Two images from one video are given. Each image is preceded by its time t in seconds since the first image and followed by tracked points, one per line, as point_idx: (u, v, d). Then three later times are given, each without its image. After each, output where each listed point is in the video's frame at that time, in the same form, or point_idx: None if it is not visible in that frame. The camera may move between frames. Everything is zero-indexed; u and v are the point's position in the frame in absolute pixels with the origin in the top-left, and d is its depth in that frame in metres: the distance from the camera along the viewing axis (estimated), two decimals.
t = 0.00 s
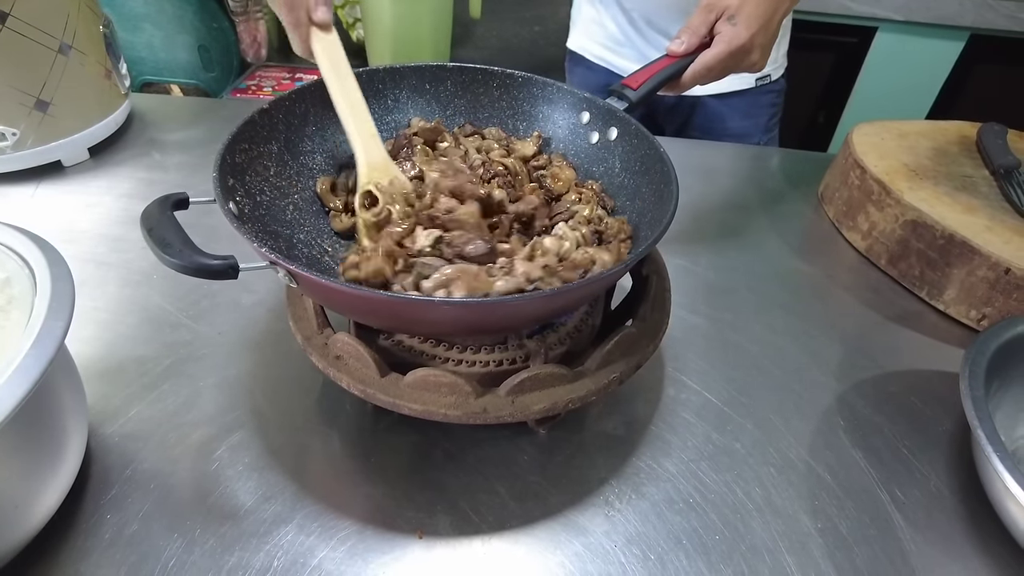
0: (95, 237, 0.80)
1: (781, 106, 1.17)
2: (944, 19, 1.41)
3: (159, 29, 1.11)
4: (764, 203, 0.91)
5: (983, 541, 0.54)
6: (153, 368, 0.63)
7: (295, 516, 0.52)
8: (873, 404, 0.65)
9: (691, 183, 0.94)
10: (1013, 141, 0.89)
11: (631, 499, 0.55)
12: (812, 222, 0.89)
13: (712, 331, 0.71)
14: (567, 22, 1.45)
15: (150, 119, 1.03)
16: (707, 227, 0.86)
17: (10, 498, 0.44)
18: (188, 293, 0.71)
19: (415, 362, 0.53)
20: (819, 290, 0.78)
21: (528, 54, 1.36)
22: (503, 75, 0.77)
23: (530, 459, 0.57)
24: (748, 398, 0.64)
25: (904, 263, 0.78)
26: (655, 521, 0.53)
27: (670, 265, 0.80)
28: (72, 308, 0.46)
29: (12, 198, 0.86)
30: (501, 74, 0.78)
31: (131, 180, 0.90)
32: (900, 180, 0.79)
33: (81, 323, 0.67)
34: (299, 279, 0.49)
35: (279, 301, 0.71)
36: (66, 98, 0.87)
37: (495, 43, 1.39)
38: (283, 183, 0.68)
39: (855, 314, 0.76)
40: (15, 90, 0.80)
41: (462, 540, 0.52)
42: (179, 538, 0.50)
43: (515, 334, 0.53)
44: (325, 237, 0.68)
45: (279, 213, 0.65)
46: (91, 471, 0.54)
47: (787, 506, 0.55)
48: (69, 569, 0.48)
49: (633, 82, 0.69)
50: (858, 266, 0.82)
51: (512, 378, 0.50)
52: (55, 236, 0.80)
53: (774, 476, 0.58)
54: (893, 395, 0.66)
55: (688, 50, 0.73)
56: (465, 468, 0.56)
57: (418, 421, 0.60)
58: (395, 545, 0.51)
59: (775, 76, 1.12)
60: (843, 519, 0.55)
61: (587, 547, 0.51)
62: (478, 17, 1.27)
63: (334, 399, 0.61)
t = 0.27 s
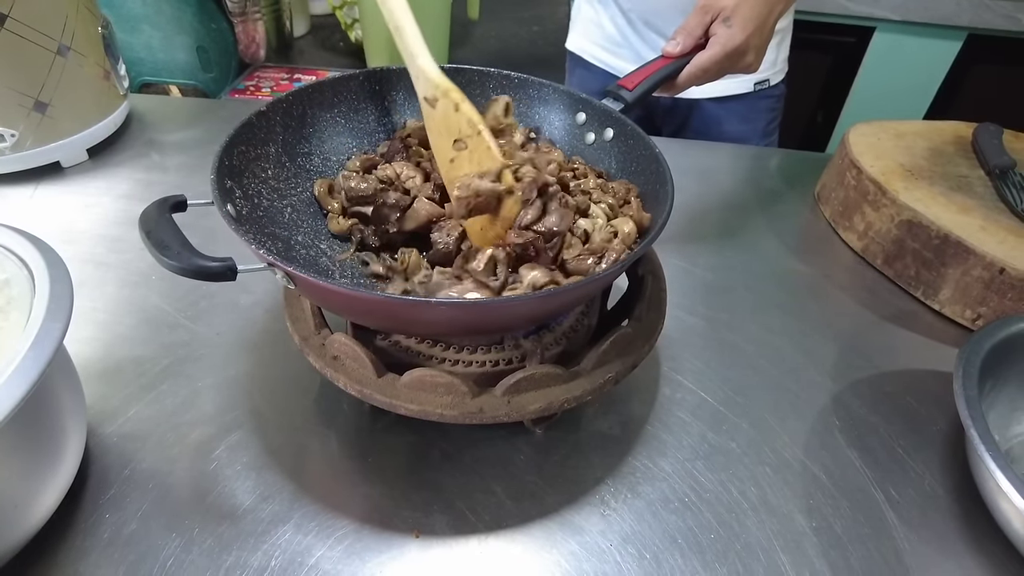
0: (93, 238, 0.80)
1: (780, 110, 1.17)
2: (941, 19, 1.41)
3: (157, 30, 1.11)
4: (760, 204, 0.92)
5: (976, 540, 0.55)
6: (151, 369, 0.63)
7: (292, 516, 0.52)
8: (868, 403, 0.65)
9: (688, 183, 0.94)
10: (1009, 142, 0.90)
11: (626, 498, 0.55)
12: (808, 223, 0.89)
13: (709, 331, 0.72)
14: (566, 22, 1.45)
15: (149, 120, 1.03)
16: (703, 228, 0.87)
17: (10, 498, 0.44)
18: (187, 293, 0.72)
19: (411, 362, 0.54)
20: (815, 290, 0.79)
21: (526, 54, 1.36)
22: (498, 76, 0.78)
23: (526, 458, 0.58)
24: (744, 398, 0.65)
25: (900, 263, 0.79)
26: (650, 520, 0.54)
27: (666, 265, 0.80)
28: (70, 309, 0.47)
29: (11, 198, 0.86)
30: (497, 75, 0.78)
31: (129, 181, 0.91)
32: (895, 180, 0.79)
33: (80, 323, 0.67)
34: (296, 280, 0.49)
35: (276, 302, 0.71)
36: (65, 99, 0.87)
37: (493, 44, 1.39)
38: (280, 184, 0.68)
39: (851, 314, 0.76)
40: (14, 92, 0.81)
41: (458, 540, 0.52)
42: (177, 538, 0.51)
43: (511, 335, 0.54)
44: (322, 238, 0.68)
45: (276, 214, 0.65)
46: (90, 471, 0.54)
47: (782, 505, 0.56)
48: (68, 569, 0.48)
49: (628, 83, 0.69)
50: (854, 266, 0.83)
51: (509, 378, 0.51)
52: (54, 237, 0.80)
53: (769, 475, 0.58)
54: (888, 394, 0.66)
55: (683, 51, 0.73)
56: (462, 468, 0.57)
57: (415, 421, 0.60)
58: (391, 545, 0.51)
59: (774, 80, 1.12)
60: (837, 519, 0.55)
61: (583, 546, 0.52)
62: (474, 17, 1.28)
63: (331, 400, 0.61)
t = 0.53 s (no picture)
0: (92, 239, 0.80)
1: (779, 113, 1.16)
2: (940, 19, 1.41)
3: (156, 31, 1.11)
4: (759, 204, 0.92)
5: (974, 539, 0.55)
6: (150, 369, 0.63)
7: (291, 516, 0.53)
8: (865, 403, 0.65)
9: (686, 183, 0.94)
10: (1006, 142, 0.90)
11: (624, 498, 0.55)
12: (806, 223, 0.89)
13: (706, 332, 0.72)
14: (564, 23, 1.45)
15: (148, 121, 1.03)
16: (702, 228, 0.87)
17: (9, 499, 0.44)
18: (185, 294, 0.72)
19: (410, 363, 0.54)
20: (813, 290, 0.79)
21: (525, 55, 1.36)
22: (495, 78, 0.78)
23: (524, 459, 0.58)
24: (741, 398, 0.65)
25: (898, 264, 0.79)
26: (649, 520, 0.54)
27: (664, 266, 0.80)
28: (69, 310, 0.47)
29: (9, 200, 0.86)
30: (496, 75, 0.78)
31: (128, 182, 0.91)
32: (893, 180, 0.80)
33: (79, 324, 0.68)
34: (292, 280, 0.49)
35: (275, 303, 0.71)
36: (63, 100, 0.87)
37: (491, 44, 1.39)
38: (278, 184, 0.68)
39: (849, 314, 0.76)
40: (12, 93, 0.81)
41: (457, 540, 0.52)
42: (177, 538, 0.51)
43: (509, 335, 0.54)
44: (320, 238, 0.68)
45: (274, 215, 0.65)
46: (89, 472, 0.54)
47: (779, 505, 0.56)
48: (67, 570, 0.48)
49: (627, 85, 0.69)
50: (852, 266, 0.83)
51: (507, 378, 0.51)
52: (53, 238, 0.80)
53: (767, 475, 0.58)
54: (886, 394, 0.67)
55: (682, 53, 0.74)
56: (460, 468, 0.57)
57: (414, 422, 0.60)
58: (390, 545, 0.51)
59: (773, 84, 1.12)
60: (835, 519, 0.55)
61: (581, 546, 0.52)
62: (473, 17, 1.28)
63: (330, 400, 0.62)
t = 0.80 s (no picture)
0: (92, 239, 0.80)
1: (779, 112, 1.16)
2: (940, 18, 1.42)
3: (156, 31, 1.11)
4: (759, 203, 0.92)
5: (975, 538, 0.55)
6: (151, 369, 0.63)
7: (292, 515, 0.52)
8: (866, 402, 0.65)
9: (686, 183, 0.94)
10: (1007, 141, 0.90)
11: (625, 498, 0.55)
12: (807, 222, 0.89)
13: (707, 331, 0.72)
14: (564, 22, 1.45)
15: (148, 121, 1.03)
16: (702, 228, 0.87)
17: (10, 499, 0.44)
18: (186, 294, 0.72)
19: (412, 363, 0.54)
20: (814, 290, 0.79)
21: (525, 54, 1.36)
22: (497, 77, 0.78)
23: (526, 458, 0.58)
24: (743, 397, 0.65)
25: (898, 263, 0.79)
26: (650, 520, 0.54)
27: (665, 265, 0.80)
28: (70, 309, 0.47)
29: (9, 199, 0.86)
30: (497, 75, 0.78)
31: (128, 182, 0.91)
32: (893, 179, 0.80)
33: (79, 324, 0.68)
34: (293, 279, 0.49)
35: (276, 302, 0.71)
36: (63, 100, 0.87)
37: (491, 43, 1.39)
38: (278, 183, 0.68)
39: (850, 313, 0.76)
40: (12, 92, 0.81)
41: (458, 539, 0.52)
42: (178, 538, 0.51)
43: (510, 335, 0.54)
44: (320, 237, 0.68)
45: (274, 214, 0.65)
46: (89, 472, 0.54)
47: (781, 504, 0.56)
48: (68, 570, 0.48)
49: (628, 84, 0.70)
50: (853, 265, 0.83)
51: (508, 377, 0.51)
52: (53, 238, 0.80)
53: (768, 474, 0.58)
54: (887, 393, 0.67)
55: (684, 53, 0.74)
56: (461, 467, 0.57)
57: (415, 421, 0.60)
58: (391, 545, 0.51)
59: (773, 82, 1.12)
60: (837, 518, 0.55)
61: (582, 545, 0.52)
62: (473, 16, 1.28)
63: (330, 400, 0.62)
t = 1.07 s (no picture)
0: (92, 239, 0.80)
1: (778, 109, 1.16)
2: (939, 17, 1.42)
3: (156, 31, 1.10)
4: (759, 202, 0.92)
5: (976, 536, 0.55)
6: (151, 369, 0.63)
7: (292, 515, 0.52)
8: (867, 401, 0.65)
9: (686, 182, 0.94)
10: (1007, 140, 0.90)
11: (626, 497, 0.55)
12: (807, 221, 0.89)
13: (708, 330, 0.72)
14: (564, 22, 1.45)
15: (147, 120, 1.03)
16: (703, 227, 0.87)
17: (9, 499, 0.44)
18: (186, 293, 0.72)
19: (412, 362, 0.54)
20: (814, 288, 0.79)
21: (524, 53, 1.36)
22: (498, 76, 0.77)
23: (526, 457, 0.58)
24: (743, 396, 0.65)
25: (899, 261, 0.79)
26: (651, 518, 0.54)
27: (666, 264, 0.80)
28: (70, 307, 0.47)
29: (9, 199, 0.86)
30: (498, 74, 0.77)
31: (128, 181, 0.91)
32: (894, 178, 0.80)
33: (79, 323, 0.67)
34: (293, 278, 0.49)
35: (276, 302, 0.71)
36: (63, 99, 0.87)
37: (490, 42, 1.39)
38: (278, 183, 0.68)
39: (850, 311, 0.76)
40: (11, 92, 0.80)
41: (459, 539, 0.52)
42: (178, 538, 0.50)
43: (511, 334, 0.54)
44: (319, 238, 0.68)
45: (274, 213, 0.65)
46: (89, 472, 0.54)
47: (782, 503, 0.56)
48: (67, 570, 0.48)
49: (629, 83, 0.69)
50: (853, 264, 0.83)
51: (508, 376, 0.51)
52: (52, 237, 0.80)
53: (769, 473, 0.58)
54: (888, 392, 0.66)
55: (684, 51, 0.74)
56: (462, 466, 0.57)
57: (416, 421, 0.60)
58: (392, 544, 0.51)
59: (772, 79, 1.13)
60: (838, 516, 0.55)
61: (583, 544, 0.52)
62: (473, 16, 1.28)
63: (330, 399, 0.61)
